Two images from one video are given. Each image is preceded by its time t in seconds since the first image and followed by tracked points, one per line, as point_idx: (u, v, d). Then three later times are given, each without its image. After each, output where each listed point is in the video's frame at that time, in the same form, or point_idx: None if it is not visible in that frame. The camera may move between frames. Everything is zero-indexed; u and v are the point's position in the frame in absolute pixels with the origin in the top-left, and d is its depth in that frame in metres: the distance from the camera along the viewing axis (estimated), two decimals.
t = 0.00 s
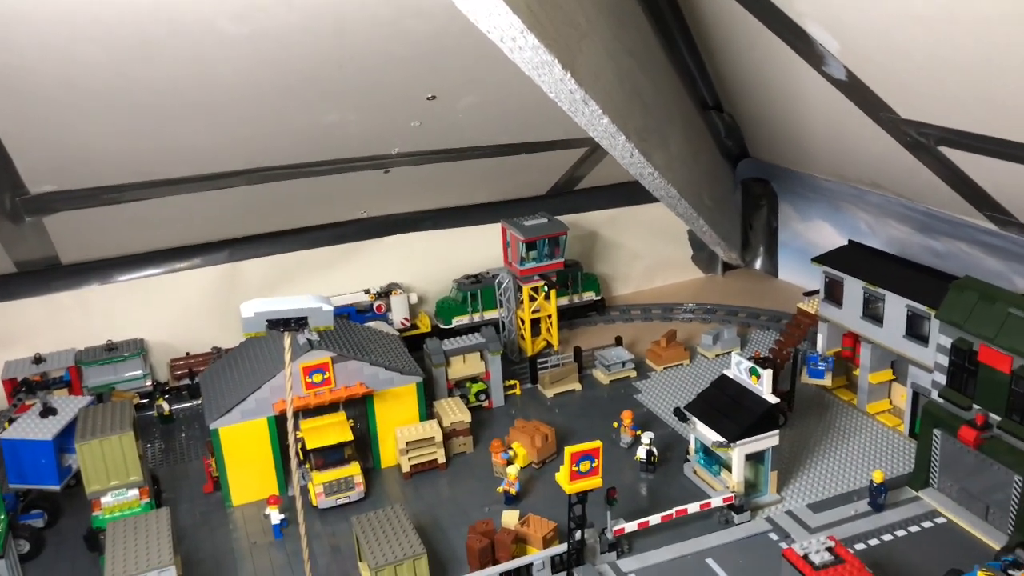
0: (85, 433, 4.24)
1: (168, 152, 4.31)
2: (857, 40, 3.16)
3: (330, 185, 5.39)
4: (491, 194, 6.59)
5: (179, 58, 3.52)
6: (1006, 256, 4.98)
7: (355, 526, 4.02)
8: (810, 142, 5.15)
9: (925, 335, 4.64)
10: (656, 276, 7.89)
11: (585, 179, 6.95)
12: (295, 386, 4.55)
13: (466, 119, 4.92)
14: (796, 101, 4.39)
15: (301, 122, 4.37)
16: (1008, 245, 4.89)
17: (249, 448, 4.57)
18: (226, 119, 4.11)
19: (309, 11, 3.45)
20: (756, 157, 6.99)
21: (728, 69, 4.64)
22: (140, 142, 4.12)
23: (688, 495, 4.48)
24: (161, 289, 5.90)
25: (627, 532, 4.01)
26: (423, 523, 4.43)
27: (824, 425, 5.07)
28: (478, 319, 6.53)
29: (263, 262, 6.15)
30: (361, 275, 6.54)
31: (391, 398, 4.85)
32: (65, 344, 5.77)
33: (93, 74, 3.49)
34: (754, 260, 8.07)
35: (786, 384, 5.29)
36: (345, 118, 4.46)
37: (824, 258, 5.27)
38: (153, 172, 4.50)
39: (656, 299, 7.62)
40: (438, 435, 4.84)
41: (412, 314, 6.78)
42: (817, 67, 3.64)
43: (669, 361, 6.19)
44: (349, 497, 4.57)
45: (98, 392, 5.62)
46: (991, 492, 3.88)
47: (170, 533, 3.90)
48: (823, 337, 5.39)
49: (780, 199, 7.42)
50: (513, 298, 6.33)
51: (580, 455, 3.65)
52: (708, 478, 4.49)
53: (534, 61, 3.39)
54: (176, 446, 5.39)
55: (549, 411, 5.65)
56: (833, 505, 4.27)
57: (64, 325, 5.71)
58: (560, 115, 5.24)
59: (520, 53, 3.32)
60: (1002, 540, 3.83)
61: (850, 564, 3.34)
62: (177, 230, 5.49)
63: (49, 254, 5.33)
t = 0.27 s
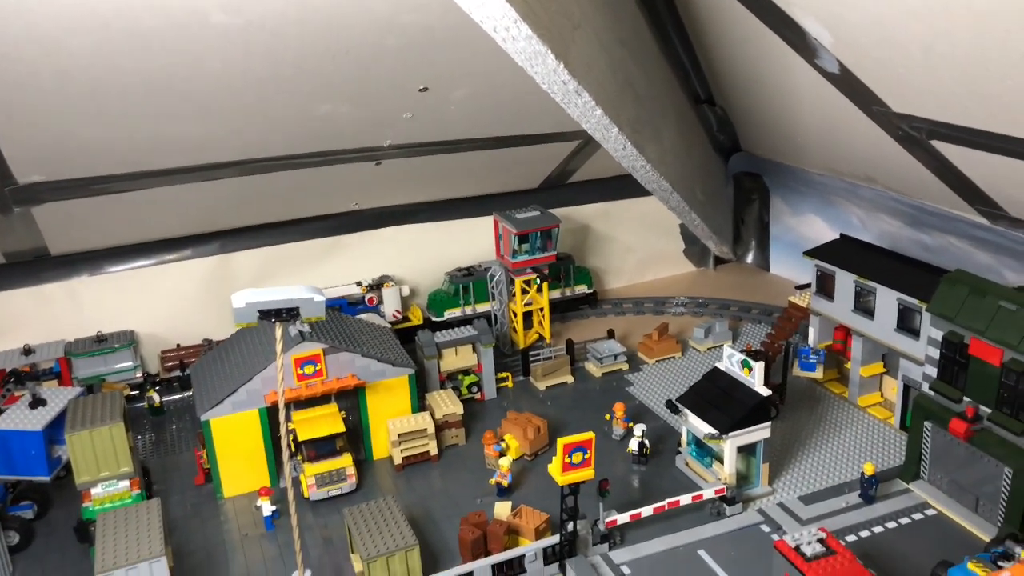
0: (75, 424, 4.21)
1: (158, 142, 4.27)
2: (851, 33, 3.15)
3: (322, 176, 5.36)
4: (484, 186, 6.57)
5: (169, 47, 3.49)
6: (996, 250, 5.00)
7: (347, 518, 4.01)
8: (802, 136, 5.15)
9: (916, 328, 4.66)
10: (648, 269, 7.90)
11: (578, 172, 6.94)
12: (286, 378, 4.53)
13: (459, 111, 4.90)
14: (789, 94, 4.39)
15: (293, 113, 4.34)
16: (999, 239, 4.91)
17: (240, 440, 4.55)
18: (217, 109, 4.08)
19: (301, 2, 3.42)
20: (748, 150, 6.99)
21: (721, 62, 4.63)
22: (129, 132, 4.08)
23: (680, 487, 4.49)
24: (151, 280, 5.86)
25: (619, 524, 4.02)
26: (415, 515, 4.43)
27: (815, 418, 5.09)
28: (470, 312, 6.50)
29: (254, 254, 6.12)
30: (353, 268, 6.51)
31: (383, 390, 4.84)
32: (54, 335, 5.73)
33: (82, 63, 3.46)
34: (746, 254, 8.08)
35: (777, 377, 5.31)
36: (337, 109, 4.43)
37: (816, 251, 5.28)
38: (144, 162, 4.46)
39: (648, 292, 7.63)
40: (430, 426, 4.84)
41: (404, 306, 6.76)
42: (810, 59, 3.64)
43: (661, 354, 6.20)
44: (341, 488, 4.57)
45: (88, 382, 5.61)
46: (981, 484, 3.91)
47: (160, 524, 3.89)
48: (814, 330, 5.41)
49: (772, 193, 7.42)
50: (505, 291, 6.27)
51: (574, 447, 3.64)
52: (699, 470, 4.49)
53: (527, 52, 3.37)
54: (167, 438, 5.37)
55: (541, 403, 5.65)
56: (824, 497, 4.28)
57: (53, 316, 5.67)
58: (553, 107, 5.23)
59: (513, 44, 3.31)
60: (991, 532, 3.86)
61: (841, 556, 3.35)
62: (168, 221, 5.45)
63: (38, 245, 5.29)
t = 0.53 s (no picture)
0: (67, 424, 4.19)
1: (150, 141, 4.25)
2: (844, 35, 3.16)
3: (314, 175, 5.35)
4: (477, 186, 6.57)
5: (162, 46, 3.47)
6: (986, 251, 5.03)
7: (340, 518, 4.01)
8: (795, 137, 5.17)
9: (907, 329, 4.68)
10: (641, 269, 7.91)
11: (570, 171, 6.95)
12: (279, 377, 4.52)
13: (452, 110, 4.90)
14: (781, 96, 4.40)
15: (286, 112, 4.33)
16: (989, 240, 4.94)
17: (232, 440, 4.54)
18: (210, 108, 4.07)
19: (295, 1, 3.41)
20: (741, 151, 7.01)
21: (714, 63, 4.65)
22: (122, 131, 4.06)
23: (673, 487, 4.50)
24: (143, 279, 5.84)
25: (612, 524, 4.03)
26: (408, 515, 4.42)
27: (807, 418, 5.11)
28: (463, 312, 6.50)
29: (247, 253, 6.11)
30: (346, 267, 6.50)
31: (376, 390, 4.83)
32: (45, 334, 5.70)
33: (75, 61, 3.44)
34: (738, 253, 8.11)
35: (769, 377, 5.33)
36: (330, 108, 4.42)
37: (808, 251, 5.31)
38: (136, 161, 4.44)
39: (641, 292, 7.64)
40: (423, 426, 4.84)
41: (397, 305, 6.75)
42: (803, 61, 3.65)
43: (653, 354, 6.22)
44: (333, 488, 4.57)
45: (79, 382, 5.57)
46: (971, 484, 3.94)
47: (153, 525, 3.87)
48: (806, 330, 5.43)
49: (764, 193, 7.45)
50: (499, 291, 6.33)
51: (567, 447, 3.66)
52: (692, 470, 4.51)
53: (522, 52, 3.37)
54: (159, 437, 5.35)
55: (534, 403, 5.66)
56: (815, 497, 4.30)
57: (44, 315, 5.64)
58: (547, 107, 5.23)
59: (508, 44, 3.31)
60: (981, 532, 3.88)
61: (833, 556, 3.37)
62: (160, 220, 5.43)
63: (29, 243, 5.26)
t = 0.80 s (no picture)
0: (58, 427, 4.15)
1: (143, 142, 4.22)
2: (840, 36, 3.16)
3: (308, 176, 5.33)
4: (471, 186, 6.55)
5: (155, 46, 3.45)
6: (980, 252, 5.04)
7: (334, 521, 3.99)
8: (790, 138, 5.17)
9: (902, 329, 4.69)
10: (635, 270, 7.91)
11: (565, 172, 6.94)
12: (273, 379, 4.50)
13: (447, 111, 4.88)
14: (776, 96, 4.40)
15: (280, 112, 4.31)
16: (983, 241, 4.95)
17: (226, 442, 4.51)
18: (203, 108, 4.04)
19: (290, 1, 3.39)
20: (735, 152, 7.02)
21: (709, 63, 4.64)
22: (115, 131, 4.04)
23: (668, 488, 4.49)
24: (136, 280, 5.80)
25: (608, 526, 4.02)
26: (402, 517, 4.40)
27: (801, 419, 5.11)
28: (457, 313, 6.48)
29: (240, 253, 6.08)
30: (340, 268, 6.48)
31: (370, 391, 4.81)
32: (37, 335, 5.66)
33: (66, 61, 3.41)
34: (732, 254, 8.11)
35: (764, 377, 5.33)
36: (324, 109, 4.40)
37: (802, 252, 5.31)
38: (129, 161, 4.41)
39: (635, 292, 7.64)
40: (418, 428, 4.82)
41: (391, 306, 6.73)
42: (799, 61, 3.64)
43: (648, 355, 6.21)
44: (328, 490, 4.55)
45: (71, 383, 5.56)
46: (966, 485, 3.94)
47: (145, 528, 3.84)
48: (800, 331, 5.43)
49: (758, 194, 7.46)
50: (492, 292, 6.24)
51: (562, 449, 3.64)
52: (687, 471, 4.51)
53: (518, 53, 3.37)
54: (151, 439, 5.31)
55: (528, 404, 5.65)
56: (811, 498, 4.30)
57: (35, 316, 5.60)
58: (542, 107, 5.21)
59: (504, 44, 3.29)
60: (976, 533, 3.88)
61: (830, 557, 3.36)
62: (152, 220, 5.40)
63: (20, 244, 5.22)
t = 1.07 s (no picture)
0: (49, 423, 4.13)
1: (134, 136, 4.19)
2: (834, 27, 3.14)
3: (301, 171, 5.30)
4: (465, 181, 6.53)
5: (145, 38, 3.41)
6: (975, 245, 5.04)
7: (328, 516, 3.96)
8: (784, 131, 5.16)
9: (897, 323, 4.69)
10: (630, 265, 7.90)
11: (559, 167, 6.92)
12: (266, 375, 4.47)
13: (440, 105, 4.86)
14: (771, 89, 4.39)
15: (272, 106, 4.27)
16: (977, 234, 4.95)
17: (220, 438, 4.49)
18: (195, 102, 4.01)
19: None
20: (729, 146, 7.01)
21: (703, 56, 4.62)
22: (106, 125, 4.00)
23: (664, 482, 4.48)
24: (128, 276, 5.77)
25: (603, 520, 4.00)
26: (397, 513, 4.38)
27: (797, 412, 5.10)
28: (452, 308, 6.46)
29: (233, 249, 6.04)
30: (333, 264, 6.45)
31: (365, 387, 4.79)
32: (29, 333, 5.62)
33: (55, 54, 3.37)
34: (727, 249, 8.10)
35: (760, 371, 5.33)
36: (317, 102, 4.37)
37: (797, 246, 5.31)
38: (119, 156, 4.38)
39: (630, 288, 7.63)
40: (413, 423, 4.80)
41: (385, 302, 6.71)
42: (793, 53, 3.63)
43: (643, 350, 6.20)
44: (323, 486, 4.52)
45: (64, 380, 5.51)
46: (962, 477, 3.94)
47: (138, 524, 3.81)
48: (796, 325, 5.44)
49: (753, 188, 7.46)
50: (488, 287, 6.27)
51: (557, 443, 3.61)
52: (683, 466, 4.49)
53: (511, 43, 3.35)
54: (145, 436, 5.28)
55: (523, 399, 5.63)
56: (807, 491, 4.30)
57: (27, 313, 5.56)
58: (536, 101, 5.19)
59: (497, 35, 3.27)
60: (972, 525, 3.88)
61: (826, 550, 3.36)
62: (144, 216, 5.36)
63: (11, 241, 5.18)
